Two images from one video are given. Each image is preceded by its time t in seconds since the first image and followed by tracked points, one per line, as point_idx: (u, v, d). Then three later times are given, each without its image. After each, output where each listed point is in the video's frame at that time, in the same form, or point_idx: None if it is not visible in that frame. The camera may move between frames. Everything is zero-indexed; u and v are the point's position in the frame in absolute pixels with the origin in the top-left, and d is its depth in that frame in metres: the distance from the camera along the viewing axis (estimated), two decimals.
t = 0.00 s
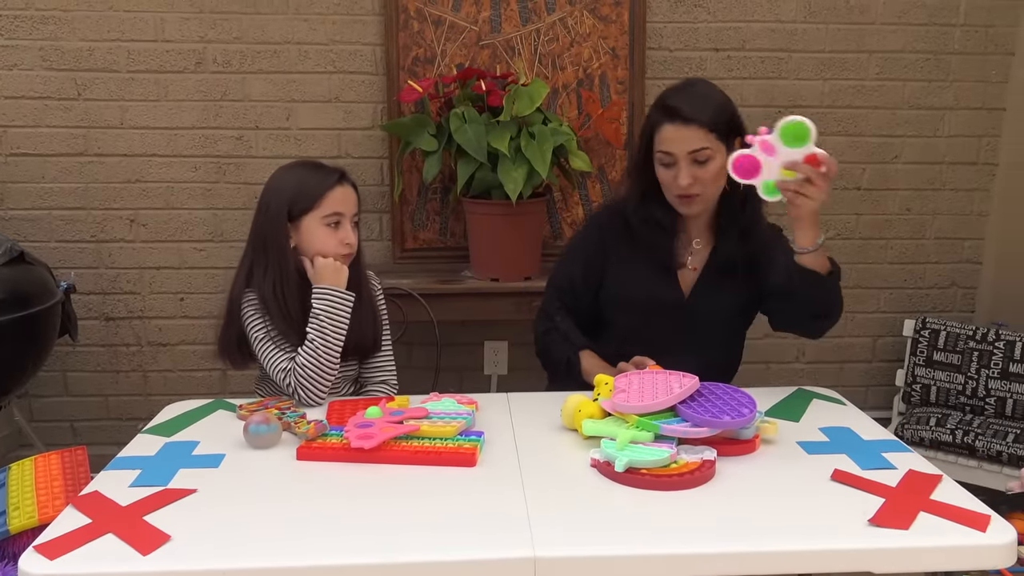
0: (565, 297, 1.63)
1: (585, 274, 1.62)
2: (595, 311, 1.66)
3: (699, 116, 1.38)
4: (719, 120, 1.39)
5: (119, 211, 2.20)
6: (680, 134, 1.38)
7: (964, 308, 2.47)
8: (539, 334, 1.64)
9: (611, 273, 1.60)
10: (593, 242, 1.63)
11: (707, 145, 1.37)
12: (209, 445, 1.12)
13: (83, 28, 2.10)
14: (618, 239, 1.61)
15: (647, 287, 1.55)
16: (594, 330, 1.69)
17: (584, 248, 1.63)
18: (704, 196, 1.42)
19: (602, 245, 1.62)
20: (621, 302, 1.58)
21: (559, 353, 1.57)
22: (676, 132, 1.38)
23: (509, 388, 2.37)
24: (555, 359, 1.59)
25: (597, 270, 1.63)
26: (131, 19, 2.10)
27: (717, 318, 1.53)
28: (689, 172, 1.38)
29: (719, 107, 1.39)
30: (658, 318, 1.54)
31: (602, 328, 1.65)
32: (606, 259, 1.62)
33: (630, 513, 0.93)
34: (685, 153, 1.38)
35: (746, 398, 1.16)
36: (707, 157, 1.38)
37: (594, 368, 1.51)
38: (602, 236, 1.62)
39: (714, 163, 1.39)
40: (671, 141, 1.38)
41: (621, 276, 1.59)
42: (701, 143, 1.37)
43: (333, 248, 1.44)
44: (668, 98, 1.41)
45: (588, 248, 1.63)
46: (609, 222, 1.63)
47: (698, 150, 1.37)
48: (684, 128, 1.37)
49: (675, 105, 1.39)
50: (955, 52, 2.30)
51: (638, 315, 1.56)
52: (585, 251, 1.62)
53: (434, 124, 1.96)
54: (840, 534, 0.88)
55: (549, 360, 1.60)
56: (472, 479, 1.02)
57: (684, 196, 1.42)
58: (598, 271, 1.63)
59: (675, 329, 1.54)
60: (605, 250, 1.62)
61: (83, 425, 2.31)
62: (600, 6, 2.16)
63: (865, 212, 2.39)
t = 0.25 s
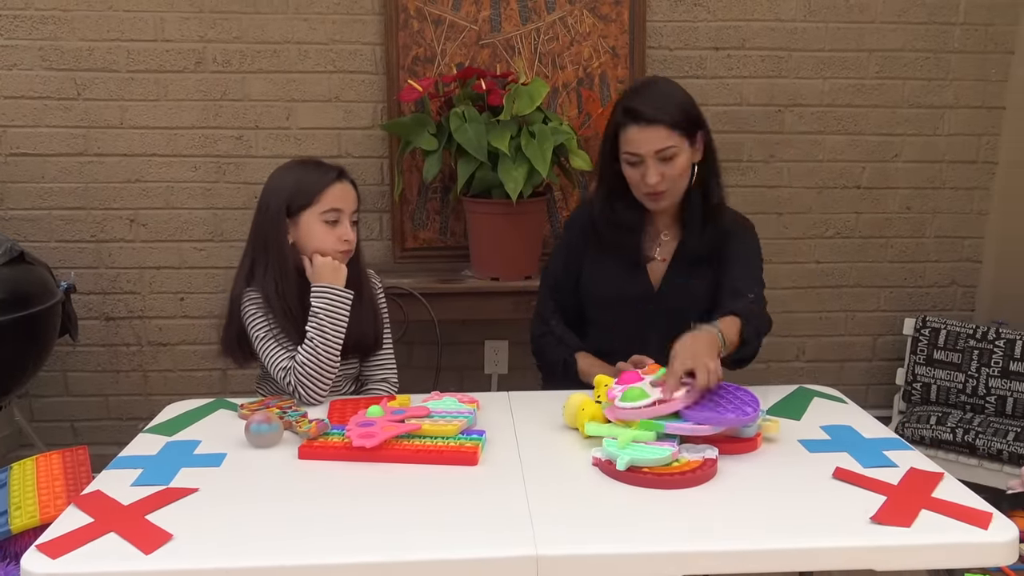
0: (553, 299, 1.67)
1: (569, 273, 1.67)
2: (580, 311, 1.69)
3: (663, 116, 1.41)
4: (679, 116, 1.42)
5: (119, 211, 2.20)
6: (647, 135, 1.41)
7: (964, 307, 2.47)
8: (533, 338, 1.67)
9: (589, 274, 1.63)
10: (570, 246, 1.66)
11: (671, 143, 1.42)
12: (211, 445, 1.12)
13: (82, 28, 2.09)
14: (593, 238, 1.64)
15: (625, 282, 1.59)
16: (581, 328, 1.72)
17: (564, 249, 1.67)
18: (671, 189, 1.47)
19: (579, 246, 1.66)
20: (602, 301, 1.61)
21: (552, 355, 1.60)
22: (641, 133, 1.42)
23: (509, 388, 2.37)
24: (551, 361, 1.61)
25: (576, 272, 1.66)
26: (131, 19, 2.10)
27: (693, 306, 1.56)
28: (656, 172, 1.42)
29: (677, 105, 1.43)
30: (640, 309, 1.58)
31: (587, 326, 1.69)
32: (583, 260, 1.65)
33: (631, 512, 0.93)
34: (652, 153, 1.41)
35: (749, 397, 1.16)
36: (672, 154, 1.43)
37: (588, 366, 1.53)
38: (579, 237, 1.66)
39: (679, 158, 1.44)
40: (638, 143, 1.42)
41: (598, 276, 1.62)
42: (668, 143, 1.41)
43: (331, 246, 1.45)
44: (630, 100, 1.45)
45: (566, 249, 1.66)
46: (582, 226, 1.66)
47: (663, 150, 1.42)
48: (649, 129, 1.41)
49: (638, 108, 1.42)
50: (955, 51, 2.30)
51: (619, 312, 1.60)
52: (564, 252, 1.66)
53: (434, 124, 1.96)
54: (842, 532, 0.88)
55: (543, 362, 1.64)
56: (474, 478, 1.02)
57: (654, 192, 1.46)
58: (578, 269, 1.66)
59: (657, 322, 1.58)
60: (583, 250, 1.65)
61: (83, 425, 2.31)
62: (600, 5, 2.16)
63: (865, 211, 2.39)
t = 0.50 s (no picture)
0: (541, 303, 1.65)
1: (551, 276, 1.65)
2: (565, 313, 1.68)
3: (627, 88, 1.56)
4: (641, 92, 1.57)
5: (120, 209, 2.20)
6: (617, 93, 1.55)
7: (966, 306, 2.47)
8: (527, 347, 1.62)
9: (570, 273, 1.64)
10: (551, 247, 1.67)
11: (641, 102, 1.54)
12: (213, 443, 1.12)
13: (83, 26, 2.09)
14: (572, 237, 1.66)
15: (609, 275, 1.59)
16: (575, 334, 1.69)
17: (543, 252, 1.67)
18: (646, 151, 1.53)
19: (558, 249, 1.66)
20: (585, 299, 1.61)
21: (542, 359, 1.58)
22: (614, 91, 1.56)
23: (511, 387, 2.37)
24: (546, 366, 1.58)
25: (557, 273, 1.66)
26: (132, 17, 2.10)
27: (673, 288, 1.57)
28: (628, 126, 1.52)
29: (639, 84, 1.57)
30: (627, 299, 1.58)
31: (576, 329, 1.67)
32: (564, 260, 1.66)
33: (634, 510, 0.93)
34: (624, 108, 1.53)
35: (754, 395, 1.16)
36: (643, 113, 1.54)
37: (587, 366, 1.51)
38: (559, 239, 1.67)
39: (650, 120, 1.54)
40: (612, 97, 1.54)
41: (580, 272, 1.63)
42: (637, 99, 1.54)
43: (330, 245, 1.44)
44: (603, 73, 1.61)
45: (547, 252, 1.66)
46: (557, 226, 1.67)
47: (633, 106, 1.53)
48: (621, 87, 1.56)
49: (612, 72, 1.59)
50: (957, 50, 2.30)
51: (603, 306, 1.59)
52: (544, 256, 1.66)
53: (435, 122, 1.96)
54: (846, 531, 0.88)
55: (535, 368, 1.61)
56: (477, 476, 1.02)
57: (626, 150, 1.52)
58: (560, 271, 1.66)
59: (641, 311, 1.57)
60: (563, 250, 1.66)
61: (84, 423, 2.31)
62: (601, 3, 2.16)
63: (866, 210, 2.39)
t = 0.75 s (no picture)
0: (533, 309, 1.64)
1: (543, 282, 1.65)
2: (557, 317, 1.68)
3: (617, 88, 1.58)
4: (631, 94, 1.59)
5: (123, 209, 2.20)
6: (602, 92, 1.56)
7: (968, 307, 2.47)
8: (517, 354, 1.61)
9: (563, 279, 1.64)
10: (544, 250, 1.66)
11: (626, 100, 1.55)
12: (216, 443, 1.12)
13: (87, 26, 2.09)
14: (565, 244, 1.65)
15: (602, 281, 1.58)
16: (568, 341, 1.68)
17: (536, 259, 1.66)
18: (632, 148, 1.53)
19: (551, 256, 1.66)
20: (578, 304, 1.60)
21: (523, 359, 1.58)
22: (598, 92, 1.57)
23: (513, 387, 2.37)
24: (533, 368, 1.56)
25: (551, 280, 1.66)
26: (135, 17, 2.10)
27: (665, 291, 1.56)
28: (613, 123, 1.51)
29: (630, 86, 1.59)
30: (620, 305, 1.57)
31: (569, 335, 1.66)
32: (557, 267, 1.66)
33: (637, 512, 0.92)
34: (609, 105, 1.53)
35: (756, 397, 1.16)
36: (627, 112, 1.53)
37: (568, 362, 1.49)
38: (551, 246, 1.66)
39: (636, 118, 1.54)
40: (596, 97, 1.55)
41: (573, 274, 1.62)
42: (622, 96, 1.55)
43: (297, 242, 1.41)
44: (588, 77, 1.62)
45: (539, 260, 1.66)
46: (548, 231, 1.66)
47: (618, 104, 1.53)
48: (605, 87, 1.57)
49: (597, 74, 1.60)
50: (960, 51, 2.30)
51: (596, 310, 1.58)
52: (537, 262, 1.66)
53: (438, 123, 1.96)
54: (849, 533, 0.88)
55: (520, 370, 1.60)
56: (480, 477, 1.02)
57: (612, 147, 1.52)
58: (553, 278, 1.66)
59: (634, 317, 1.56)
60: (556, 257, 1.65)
61: (86, 423, 2.31)
62: (604, 4, 2.16)
63: (869, 211, 2.39)
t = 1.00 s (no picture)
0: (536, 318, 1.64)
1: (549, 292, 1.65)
2: (560, 325, 1.67)
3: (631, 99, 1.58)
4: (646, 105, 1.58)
5: (127, 209, 2.20)
6: (611, 99, 1.56)
7: (972, 308, 2.47)
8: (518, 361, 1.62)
9: (570, 289, 1.63)
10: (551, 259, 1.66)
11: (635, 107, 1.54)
12: (220, 442, 1.12)
13: (91, 26, 2.10)
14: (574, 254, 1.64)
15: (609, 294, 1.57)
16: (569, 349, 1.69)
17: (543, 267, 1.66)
18: (640, 156, 1.52)
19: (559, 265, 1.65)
20: (586, 314, 1.59)
21: (527, 367, 1.58)
22: (608, 99, 1.55)
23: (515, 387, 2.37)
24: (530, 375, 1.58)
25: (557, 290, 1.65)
26: (140, 17, 2.10)
27: (679, 304, 1.55)
28: (621, 130, 1.51)
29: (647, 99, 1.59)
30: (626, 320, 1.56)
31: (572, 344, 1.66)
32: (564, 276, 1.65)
33: (641, 512, 0.92)
34: (618, 112, 1.53)
35: (760, 397, 1.15)
36: (636, 119, 1.53)
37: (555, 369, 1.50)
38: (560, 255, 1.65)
39: (645, 126, 1.53)
40: (605, 105, 1.54)
41: (582, 284, 1.61)
42: (632, 104, 1.54)
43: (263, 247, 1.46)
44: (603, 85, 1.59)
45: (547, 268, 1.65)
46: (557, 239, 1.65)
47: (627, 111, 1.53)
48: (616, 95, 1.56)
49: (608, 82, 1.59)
50: (964, 51, 2.30)
51: (605, 322, 1.57)
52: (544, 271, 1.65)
53: (442, 123, 1.95)
54: (854, 533, 0.88)
55: (522, 377, 1.60)
56: (484, 477, 1.02)
57: (621, 154, 1.51)
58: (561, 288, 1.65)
59: (640, 331, 1.56)
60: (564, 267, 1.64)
61: (89, 422, 2.32)
62: (608, 4, 2.16)
63: (872, 211, 2.38)
